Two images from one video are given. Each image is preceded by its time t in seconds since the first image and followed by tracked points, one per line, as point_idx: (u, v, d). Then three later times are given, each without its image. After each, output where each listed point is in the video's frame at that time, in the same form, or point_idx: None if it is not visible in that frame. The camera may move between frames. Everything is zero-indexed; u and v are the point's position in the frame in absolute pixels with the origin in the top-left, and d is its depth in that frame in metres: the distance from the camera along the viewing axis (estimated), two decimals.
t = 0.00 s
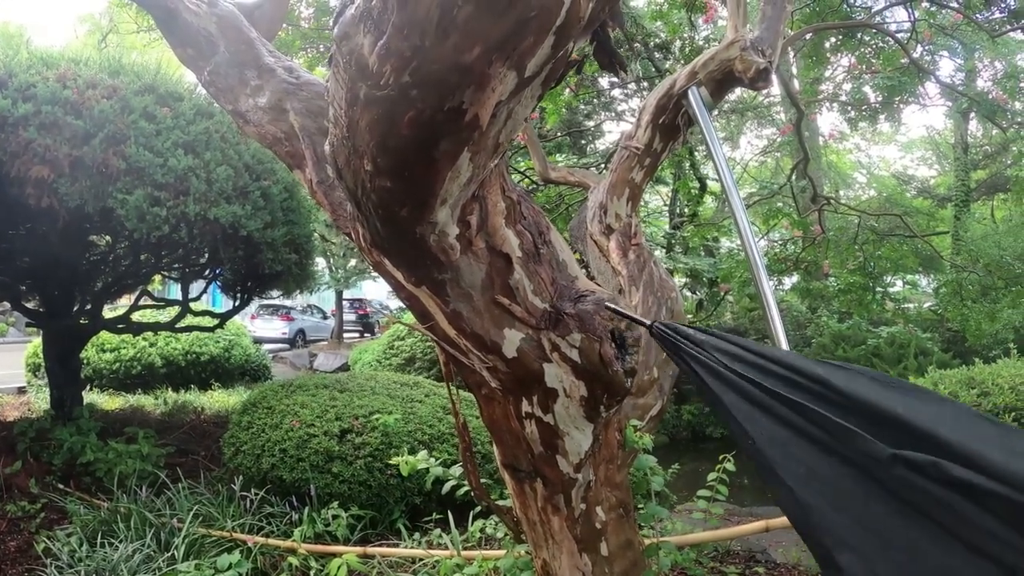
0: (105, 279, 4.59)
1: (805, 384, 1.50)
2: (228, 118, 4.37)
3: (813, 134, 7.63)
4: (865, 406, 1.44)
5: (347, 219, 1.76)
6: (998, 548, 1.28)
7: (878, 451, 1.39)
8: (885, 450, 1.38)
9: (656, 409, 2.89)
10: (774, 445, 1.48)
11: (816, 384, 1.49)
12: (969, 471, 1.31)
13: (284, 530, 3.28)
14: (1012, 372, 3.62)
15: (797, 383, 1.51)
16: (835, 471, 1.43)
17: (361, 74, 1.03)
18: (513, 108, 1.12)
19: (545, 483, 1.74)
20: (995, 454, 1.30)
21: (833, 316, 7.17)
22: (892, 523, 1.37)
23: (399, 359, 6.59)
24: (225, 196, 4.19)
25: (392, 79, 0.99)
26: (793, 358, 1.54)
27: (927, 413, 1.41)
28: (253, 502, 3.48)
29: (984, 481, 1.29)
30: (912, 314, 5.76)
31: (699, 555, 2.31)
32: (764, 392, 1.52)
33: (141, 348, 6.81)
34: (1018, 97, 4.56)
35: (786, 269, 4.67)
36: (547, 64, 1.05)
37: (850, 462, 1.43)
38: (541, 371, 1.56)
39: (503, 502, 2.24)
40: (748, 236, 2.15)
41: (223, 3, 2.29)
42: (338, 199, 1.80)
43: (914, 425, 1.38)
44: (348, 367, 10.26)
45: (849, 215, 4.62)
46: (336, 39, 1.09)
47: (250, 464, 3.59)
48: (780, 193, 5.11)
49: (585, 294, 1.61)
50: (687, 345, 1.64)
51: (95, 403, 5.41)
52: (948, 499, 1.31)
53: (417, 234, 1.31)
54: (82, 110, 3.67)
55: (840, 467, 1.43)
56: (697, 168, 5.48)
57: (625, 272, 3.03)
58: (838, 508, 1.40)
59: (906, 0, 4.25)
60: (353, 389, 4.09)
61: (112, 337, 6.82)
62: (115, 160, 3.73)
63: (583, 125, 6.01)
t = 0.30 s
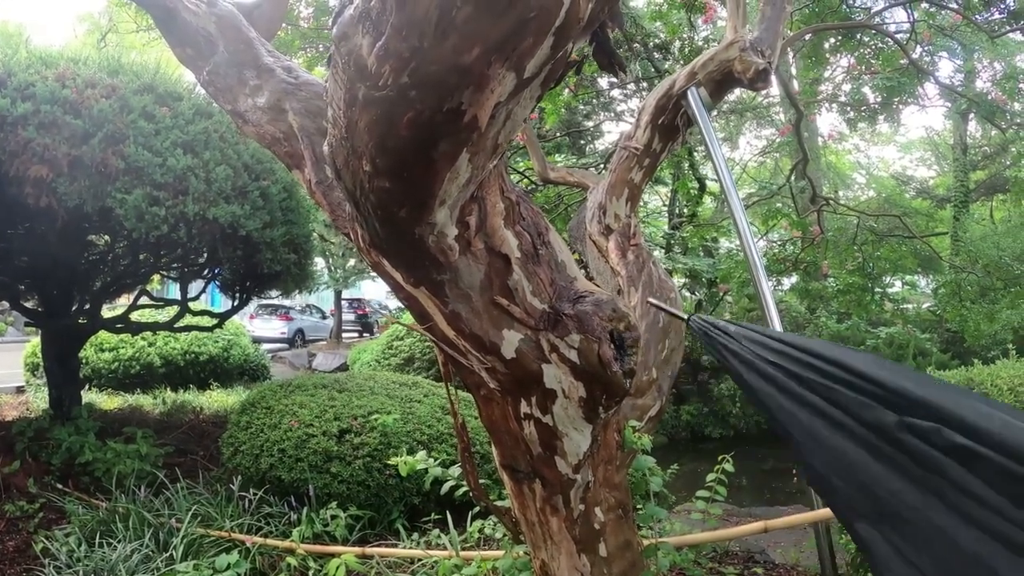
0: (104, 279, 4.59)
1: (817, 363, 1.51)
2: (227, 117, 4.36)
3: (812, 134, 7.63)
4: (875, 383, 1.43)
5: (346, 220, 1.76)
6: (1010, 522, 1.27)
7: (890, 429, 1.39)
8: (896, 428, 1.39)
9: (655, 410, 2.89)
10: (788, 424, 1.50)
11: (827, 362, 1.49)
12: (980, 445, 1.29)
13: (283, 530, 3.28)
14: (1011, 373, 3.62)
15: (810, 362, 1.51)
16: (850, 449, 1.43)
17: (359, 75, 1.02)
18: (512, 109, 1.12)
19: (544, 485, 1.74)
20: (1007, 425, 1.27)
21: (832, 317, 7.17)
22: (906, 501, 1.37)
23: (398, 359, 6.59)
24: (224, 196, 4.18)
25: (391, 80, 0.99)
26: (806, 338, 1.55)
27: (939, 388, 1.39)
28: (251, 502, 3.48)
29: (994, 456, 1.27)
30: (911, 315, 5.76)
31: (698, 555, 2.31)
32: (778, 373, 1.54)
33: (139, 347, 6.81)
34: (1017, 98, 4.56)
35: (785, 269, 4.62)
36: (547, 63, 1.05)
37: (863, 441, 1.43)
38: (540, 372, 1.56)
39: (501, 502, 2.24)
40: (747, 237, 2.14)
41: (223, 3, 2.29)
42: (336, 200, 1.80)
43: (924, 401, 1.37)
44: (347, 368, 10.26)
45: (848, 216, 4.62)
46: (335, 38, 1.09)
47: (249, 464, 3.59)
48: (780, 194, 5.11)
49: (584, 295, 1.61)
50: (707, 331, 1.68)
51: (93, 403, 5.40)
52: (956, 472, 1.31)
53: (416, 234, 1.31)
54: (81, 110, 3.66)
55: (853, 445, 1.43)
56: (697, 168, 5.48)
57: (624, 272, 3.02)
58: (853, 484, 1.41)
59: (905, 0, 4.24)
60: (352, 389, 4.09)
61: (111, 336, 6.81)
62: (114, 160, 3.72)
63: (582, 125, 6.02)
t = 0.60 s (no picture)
0: (102, 278, 4.58)
1: (819, 392, 1.50)
2: (226, 117, 4.35)
3: (811, 135, 7.63)
4: (876, 415, 1.43)
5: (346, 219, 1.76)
6: (999, 560, 1.30)
7: (888, 463, 1.41)
8: (896, 465, 1.40)
9: (655, 409, 2.89)
10: (790, 452, 1.51)
11: (830, 392, 1.49)
12: (973, 487, 1.32)
13: (282, 530, 3.27)
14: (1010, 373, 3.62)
15: (811, 389, 1.51)
16: (850, 482, 1.45)
17: (362, 72, 1.02)
18: (514, 108, 1.12)
19: (543, 484, 1.74)
20: (1001, 474, 1.30)
21: (831, 317, 7.18)
22: (904, 532, 1.39)
23: (396, 359, 6.58)
24: (223, 195, 4.18)
25: (393, 77, 0.98)
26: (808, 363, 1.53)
27: (937, 426, 1.41)
28: (250, 502, 3.47)
29: (988, 499, 1.30)
30: (909, 316, 5.76)
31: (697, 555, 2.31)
32: (778, 398, 1.54)
33: (138, 347, 6.80)
34: (1016, 99, 4.56)
35: (784, 269, 4.62)
36: (549, 62, 1.05)
37: (863, 473, 1.44)
38: (541, 371, 1.56)
39: (500, 502, 2.24)
40: (747, 237, 2.13)
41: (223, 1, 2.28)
42: (336, 198, 1.79)
43: (925, 440, 1.39)
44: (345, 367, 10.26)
45: (847, 217, 4.62)
46: (336, 35, 1.08)
47: (248, 464, 3.59)
48: (778, 195, 5.11)
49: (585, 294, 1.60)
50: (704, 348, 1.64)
51: (92, 403, 5.39)
52: (951, 510, 1.33)
53: (417, 233, 1.31)
54: (80, 109, 3.65)
55: (852, 477, 1.45)
56: (696, 169, 5.48)
57: (623, 272, 3.02)
58: (851, 514, 1.44)
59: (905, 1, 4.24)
60: (351, 389, 4.08)
61: (109, 335, 6.80)
62: (112, 159, 3.71)
63: (581, 124, 6.01)
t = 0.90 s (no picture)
0: (101, 277, 4.58)
1: (811, 397, 1.50)
2: (225, 116, 4.34)
3: (810, 136, 7.64)
4: (868, 419, 1.44)
5: (346, 218, 1.75)
6: (989, 559, 1.29)
7: (879, 465, 1.41)
8: (887, 466, 1.40)
9: (654, 410, 2.88)
10: (785, 458, 1.50)
11: (822, 396, 1.49)
12: (963, 486, 1.31)
13: (280, 529, 3.27)
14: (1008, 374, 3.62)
15: (804, 394, 1.51)
16: (844, 487, 1.44)
17: (365, 70, 1.02)
18: (517, 106, 1.12)
19: (544, 484, 1.73)
20: (991, 473, 1.29)
21: (830, 318, 7.18)
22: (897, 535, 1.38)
23: (395, 358, 6.57)
24: (222, 194, 4.17)
25: (397, 76, 0.98)
26: (801, 369, 1.54)
27: (929, 428, 1.41)
28: (249, 501, 3.47)
29: (979, 499, 1.29)
30: (908, 317, 5.77)
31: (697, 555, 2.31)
32: (771, 403, 1.53)
33: (137, 346, 6.79)
34: (1016, 101, 4.57)
35: (782, 270, 4.61)
36: (552, 62, 1.05)
37: (858, 478, 1.43)
38: (541, 371, 1.56)
39: (500, 502, 2.24)
40: (747, 237, 2.13)
41: None
42: (336, 197, 1.79)
43: (916, 442, 1.38)
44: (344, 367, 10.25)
45: (846, 217, 4.62)
46: (339, 34, 1.08)
47: (247, 463, 3.58)
48: (778, 195, 5.11)
49: (586, 294, 1.60)
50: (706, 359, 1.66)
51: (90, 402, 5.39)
52: (942, 511, 1.33)
53: (419, 232, 1.31)
54: (79, 107, 3.64)
55: (847, 481, 1.45)
56: (695, 169, 5.48)
57: (623, 272, 3.01)
58: (846, 519, 1.43)
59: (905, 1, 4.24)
60: (350, 388, 4.07)
61: (108, 334, 6.79)
62: (111, 158, 3.71)
63: (580, 124, 6.01)
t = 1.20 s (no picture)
0: (99, 276, 4.57)
1: (799, 425, 1.50)
2: (225, 115, 4.34)
3: (809, 136, 7.64)
4: (855, 450, 1.43)
5: (345, 217, 1.75)
6: None
7: (868, 495, 1.41)
8: (875, 496, 1.40)
9: (653, 410, 2.88)
10: (776, 483, 1.53)
11: (810, 425, 1.48)
12: (952, 517, 1.31)
13: (279, 529, 3.26)
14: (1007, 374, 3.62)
15: (793, 422, 1.50)
16: (835, 513, 1.46)
17: (365, 69, 1.02)
18: (517, 107, 1.12)
19: (543, 484, 1.73)
20: (978, 507, 1.28)
21: (829, 318, 7.17)
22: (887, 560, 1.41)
23: (393, 358, 6.57)
24: (221, 193, 4.17)
25: (397, 76, 0.98)
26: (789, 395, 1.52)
27: (919, 457, 1.39)
28: (248, 500, 3.46)
29: (967, 530, 1.29)
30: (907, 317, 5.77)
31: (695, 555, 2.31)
32: (762, 431, 1.54)
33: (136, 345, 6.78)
34: (1015, 102, 4.57)
35: (782, 271, 4.60)
36: (552, 63, 1.05)
37: (848, 504, 1.45)
38: (541, 371, 1.56)
39: (499, 502, 2.23)
40: (747, 237, 2.13)
41: None
42: (336, 196, 1.78)
43: (903, 474, 1.37)
44: (343, 367, 10.24)
45: (845, 217, 4.62)
46: (339, 34, 1.07)
47: (245, 463, 3.58)
48: (777, 195, 5.11)
49: (585, 294, 1.60)
50: (698, 383, 1.65)
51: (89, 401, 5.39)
52: (930, 540, 1.34)
53: (418, 232, 1.30)
54: (79, 106, 3.64)
55: (839, 509, 1.46)
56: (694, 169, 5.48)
57: (622, 272, 3.01)
58: (835, 544, 1.45)
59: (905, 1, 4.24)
60: (348, 388, 4.07)
61: (107, 333, 6.79)
62: (110, 156, 3.70)
63: (580, 124, 6.00)
